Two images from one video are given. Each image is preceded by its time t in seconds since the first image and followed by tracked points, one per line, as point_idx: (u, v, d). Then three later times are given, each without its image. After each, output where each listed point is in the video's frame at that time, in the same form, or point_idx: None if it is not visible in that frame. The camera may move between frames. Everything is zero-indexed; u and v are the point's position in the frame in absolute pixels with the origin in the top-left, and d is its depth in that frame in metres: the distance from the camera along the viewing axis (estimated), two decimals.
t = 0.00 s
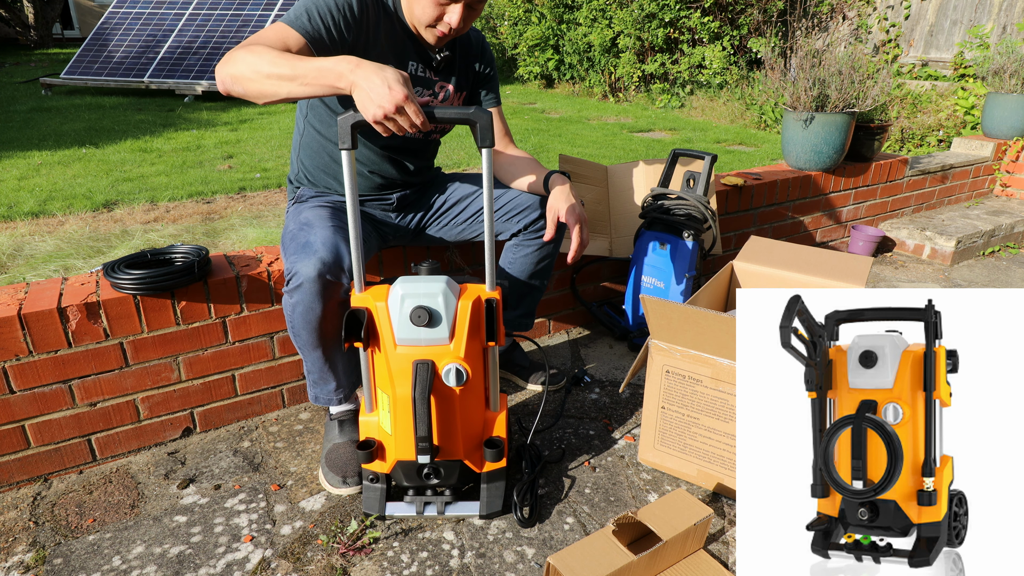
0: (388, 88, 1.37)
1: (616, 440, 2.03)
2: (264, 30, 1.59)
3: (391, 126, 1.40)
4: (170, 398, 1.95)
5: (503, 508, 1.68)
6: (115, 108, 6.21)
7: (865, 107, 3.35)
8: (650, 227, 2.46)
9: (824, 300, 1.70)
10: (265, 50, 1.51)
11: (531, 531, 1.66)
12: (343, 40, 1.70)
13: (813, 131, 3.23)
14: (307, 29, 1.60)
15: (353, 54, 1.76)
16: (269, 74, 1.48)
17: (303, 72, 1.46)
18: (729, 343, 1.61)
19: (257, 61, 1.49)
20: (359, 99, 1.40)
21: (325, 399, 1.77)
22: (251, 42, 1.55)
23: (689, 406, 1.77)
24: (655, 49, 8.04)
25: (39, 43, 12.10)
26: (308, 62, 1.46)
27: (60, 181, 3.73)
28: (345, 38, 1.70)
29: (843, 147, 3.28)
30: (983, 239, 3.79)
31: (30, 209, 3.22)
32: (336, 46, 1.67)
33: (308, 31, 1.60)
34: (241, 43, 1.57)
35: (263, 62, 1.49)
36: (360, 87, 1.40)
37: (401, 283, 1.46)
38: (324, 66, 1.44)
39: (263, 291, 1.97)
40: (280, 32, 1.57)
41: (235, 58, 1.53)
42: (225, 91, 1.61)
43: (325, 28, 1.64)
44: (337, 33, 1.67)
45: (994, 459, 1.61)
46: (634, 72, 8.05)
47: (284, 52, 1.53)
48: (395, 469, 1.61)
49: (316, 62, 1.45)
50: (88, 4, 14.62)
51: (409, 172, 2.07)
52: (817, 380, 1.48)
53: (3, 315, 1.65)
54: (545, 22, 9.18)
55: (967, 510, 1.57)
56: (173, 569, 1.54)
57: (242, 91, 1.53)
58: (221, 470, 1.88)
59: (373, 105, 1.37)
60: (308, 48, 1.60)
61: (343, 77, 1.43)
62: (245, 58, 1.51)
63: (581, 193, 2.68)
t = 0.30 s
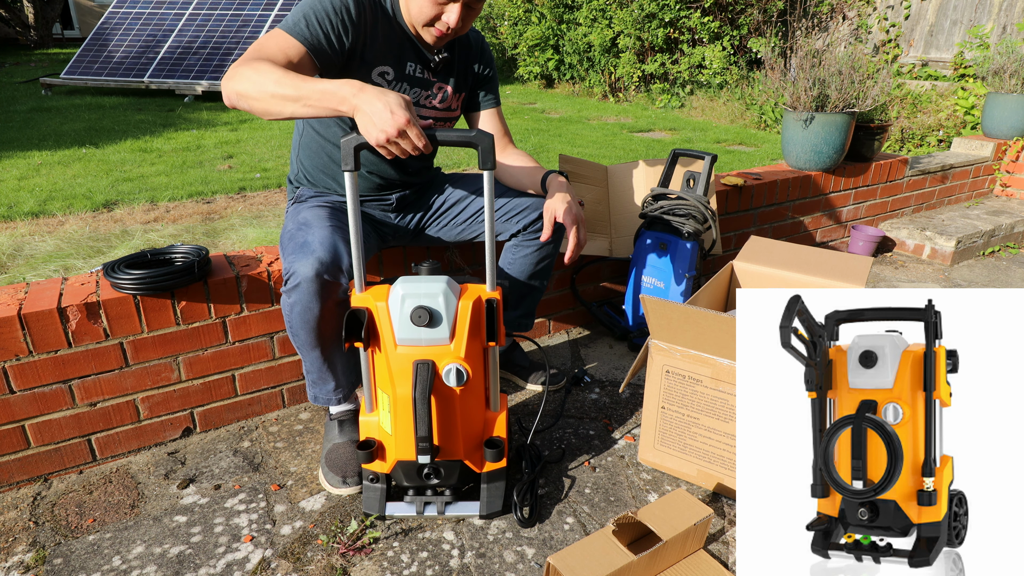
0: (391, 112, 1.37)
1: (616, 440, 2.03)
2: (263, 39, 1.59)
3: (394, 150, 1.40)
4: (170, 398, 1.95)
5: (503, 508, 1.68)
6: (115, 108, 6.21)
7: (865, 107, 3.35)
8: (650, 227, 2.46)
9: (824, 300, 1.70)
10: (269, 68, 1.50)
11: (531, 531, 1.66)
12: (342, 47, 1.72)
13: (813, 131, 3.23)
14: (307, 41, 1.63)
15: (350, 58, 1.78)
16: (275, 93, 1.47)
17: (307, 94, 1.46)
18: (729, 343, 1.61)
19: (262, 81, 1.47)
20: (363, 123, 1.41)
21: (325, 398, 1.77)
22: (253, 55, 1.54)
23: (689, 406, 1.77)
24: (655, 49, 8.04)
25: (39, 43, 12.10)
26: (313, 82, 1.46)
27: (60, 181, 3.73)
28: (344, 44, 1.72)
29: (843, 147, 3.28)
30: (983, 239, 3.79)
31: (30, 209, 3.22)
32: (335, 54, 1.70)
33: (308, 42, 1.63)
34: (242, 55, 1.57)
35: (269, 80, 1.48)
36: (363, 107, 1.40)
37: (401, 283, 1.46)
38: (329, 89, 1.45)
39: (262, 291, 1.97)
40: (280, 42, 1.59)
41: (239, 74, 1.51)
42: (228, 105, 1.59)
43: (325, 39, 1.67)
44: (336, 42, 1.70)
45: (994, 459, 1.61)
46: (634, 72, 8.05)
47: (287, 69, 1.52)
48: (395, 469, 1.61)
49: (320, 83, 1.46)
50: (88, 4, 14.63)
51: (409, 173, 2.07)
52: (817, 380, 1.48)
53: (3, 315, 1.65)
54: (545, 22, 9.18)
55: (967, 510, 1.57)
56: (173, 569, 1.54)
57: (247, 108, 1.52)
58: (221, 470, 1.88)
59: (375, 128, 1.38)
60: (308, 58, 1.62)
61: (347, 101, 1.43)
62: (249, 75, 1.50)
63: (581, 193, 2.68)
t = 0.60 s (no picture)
0: (394, 180, 1.44)
1: (616, 439, 2.03)
2: (268, 50, 1.60)
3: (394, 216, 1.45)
4: (170, 398, 1.95)
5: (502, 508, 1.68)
6: (115, 108, 6.21)
7: (865, 107, 3.35)
8: (650, 228, 2.47)
9: (824, 300, 1.70)
10: (286, 101, 1.52)
11: (531, 531, 1.66)
12: (342, 49, 1.73)
13: (813, 131, 3.23)
14: (310, 47, 1.64)
15: (349, 59, 1.79)
16: (287, 131, 1.50)
17: (318, 141, 1.50)
18: (729, 343, 1.61)
19: (277, 114, 1.50)
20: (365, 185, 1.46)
21: (324, 399, 1.77)
22: (263, 76, 1.55)
23: (689, 406, 1.77)
24: (655, 49, 8.04)
25: (39, 43, 12.10)
26: (326, 130, 1.50)
27: (60, 181, 3.73)
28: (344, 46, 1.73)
29: (843, 147, 3.28)
30: (983, 239, 3.79)
31: (30, 209, 3.22)
32: (336, 58, 1.71)
33: (312, 49, 1.64)
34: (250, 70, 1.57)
35: (282, 115, 1.50)
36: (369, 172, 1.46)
37: (400, 283, 1.46)
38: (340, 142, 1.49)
39: (262, 291, 1.97)
40: (286, 54, 1.60)
41: (253, 97, 1.52)
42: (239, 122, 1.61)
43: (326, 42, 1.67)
44: (337, 45, 1.71)
45: (994, 459, 1.61)
46: (634, 72, 8.05)
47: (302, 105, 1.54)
48: (395, 469, 1.61)
49: (331, 134, 1.50)
50: (88, 4, 14.63)
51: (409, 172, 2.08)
52: (817, 380, 1.48)
53: (3, 315, 1.65)
54: (545, 22, 9.18)
55: (966, 510, 1.57)
56: (173, 569, 1.54)
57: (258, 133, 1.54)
58: (221, 470, 1.88)
59: (378, 193, 1.44)
60: (312, 68, 1.65)
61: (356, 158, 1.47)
62: (262, 99, 1.51)
63: (581, 193, 2.68)
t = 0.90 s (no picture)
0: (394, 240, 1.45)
1: (616, 440, 2.03)
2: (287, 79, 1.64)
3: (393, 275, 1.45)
4: (170, 398, 1.95)
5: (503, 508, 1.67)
6: (115, 108, 6.21)
7: (865, 107, 3.35)
8: (650, 228, 2.47)
9: (824, 300, 1.70)
10: (307, 143, 1.58)
11: (531, 531, 1.66)
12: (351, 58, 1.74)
13: (813, 131, 3.23)
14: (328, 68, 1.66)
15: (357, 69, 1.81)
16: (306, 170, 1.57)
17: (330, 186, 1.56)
18: (729, 343, 1.61)
19: (298, 155, 1.57)
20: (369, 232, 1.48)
21: (324, 398, 1.77)
22: (288, 112, 1.61)
23: (689, 405, 1.77)
24: (654, 49, 8.04)
25: (39, 43, 12.09)
26: (340, 179, 1.56)
27: (59, 181, 3.73)
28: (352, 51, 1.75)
29: (844, 147, 3.28)
30: (983, 239, 3.79)
31: (30, 209, 3.22)
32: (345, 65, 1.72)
33: (330, 70, 1.67)
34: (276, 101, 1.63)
35: (303, 157, 1.57)
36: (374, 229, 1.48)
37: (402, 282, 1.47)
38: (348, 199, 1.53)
39: (262, 291, 1.97)
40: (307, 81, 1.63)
41: (280, 133, 1.60)
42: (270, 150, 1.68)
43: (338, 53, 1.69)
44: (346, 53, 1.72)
45: (994, 458, 1.61)
46: (634, 72, 8.05)
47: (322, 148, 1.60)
48: (395, 468, 1.61)
49: (345, 182, 1.55)
50: (88, 4, 14.62)
51: (411, 174, 2.07)
52: (817, 380, 1.48)
53: (3, 315, 1.65)
54: (545, 22, 9.17)
55: (967, 510, 1.57)
56: (173, 569, 1.54)
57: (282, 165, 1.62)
58: (221, 470, 1.88)
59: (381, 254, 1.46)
60: (332, 96, 1.69)
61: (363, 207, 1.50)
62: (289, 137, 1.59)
63: (581, 193, 2.67)
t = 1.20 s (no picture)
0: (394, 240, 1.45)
1: (616, 439, 2.03)
2: (286, 78, 1.63)
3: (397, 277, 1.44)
4: (170, 398, 1.95)
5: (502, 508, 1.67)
6: (115, 108, 6.20)
7: (865, 107, 3.35)
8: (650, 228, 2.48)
9: (824, 300, 1.70)
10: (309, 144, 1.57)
11: (531, 531, 1.66)
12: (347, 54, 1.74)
13: (813, 131, 3.24)
14: (327, 65, 1.65)
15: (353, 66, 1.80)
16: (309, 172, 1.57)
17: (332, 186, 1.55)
18: (729, 343, 1.61)
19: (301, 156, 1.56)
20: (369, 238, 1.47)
21: (325, 398, 1.77)
22: (289, 111, 1.60)
23: (689, 405, 1.77)
24: (655, 49, 8.04)
25: (39, 43, 12.09)
26: (342, 180, 1.55)
27: (59, 181, 3.73)
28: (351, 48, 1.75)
29: (843, 147, 3.28)
30: (983, 239, 3.79)
31: (30, 209, 3.22)
32: (344, 62, 1.71)
33: (329, 67, 1.66)
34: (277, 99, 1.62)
35: (305, 158, 1.56)
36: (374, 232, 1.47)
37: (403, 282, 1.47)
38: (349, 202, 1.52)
39: (263, 291, 1.97)
40: (307, 80, 1.63)
41: (282, 132, 1.59)
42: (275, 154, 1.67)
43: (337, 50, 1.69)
44: (344, 50, 1.72)
45: (994, 459, 1.61)
46: (634, 72, 8.05)
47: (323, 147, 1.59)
48: (395, 468, 1.61)
49: (346, 185, 1.54)
50: (88, 4, 14.63)
51: (410, 172, 2.07)
52: (817, 380, 1.48)
53: (4, 315, 1.65)
54: (545, 22, 9.17)
55: (966, 510, 1.57)
56: (173, 569, 1.54)
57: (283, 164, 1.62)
58: (221, 470, 1.88)
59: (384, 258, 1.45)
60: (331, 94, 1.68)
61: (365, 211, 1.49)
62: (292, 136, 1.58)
63: (581, 192, 2.69)
